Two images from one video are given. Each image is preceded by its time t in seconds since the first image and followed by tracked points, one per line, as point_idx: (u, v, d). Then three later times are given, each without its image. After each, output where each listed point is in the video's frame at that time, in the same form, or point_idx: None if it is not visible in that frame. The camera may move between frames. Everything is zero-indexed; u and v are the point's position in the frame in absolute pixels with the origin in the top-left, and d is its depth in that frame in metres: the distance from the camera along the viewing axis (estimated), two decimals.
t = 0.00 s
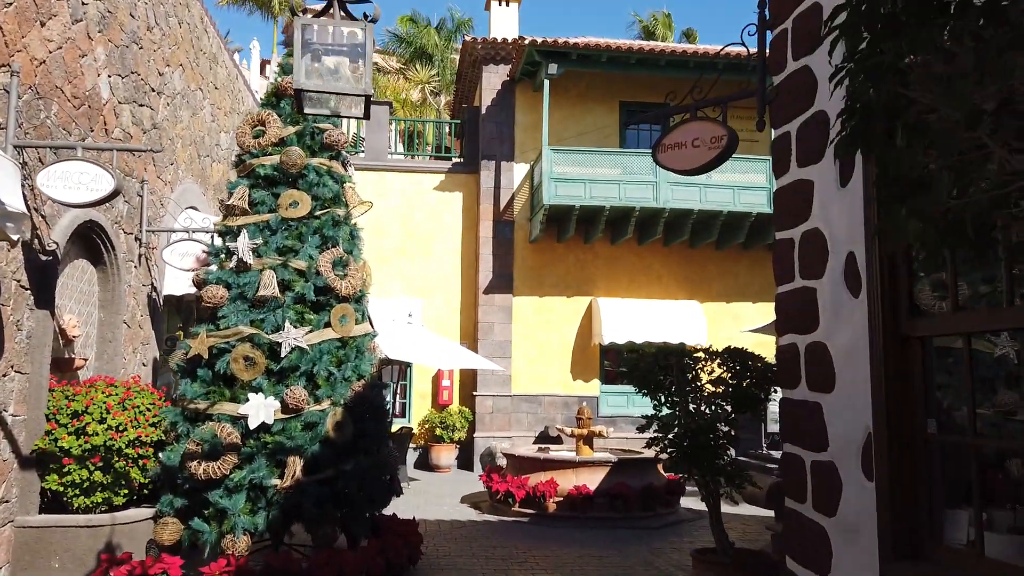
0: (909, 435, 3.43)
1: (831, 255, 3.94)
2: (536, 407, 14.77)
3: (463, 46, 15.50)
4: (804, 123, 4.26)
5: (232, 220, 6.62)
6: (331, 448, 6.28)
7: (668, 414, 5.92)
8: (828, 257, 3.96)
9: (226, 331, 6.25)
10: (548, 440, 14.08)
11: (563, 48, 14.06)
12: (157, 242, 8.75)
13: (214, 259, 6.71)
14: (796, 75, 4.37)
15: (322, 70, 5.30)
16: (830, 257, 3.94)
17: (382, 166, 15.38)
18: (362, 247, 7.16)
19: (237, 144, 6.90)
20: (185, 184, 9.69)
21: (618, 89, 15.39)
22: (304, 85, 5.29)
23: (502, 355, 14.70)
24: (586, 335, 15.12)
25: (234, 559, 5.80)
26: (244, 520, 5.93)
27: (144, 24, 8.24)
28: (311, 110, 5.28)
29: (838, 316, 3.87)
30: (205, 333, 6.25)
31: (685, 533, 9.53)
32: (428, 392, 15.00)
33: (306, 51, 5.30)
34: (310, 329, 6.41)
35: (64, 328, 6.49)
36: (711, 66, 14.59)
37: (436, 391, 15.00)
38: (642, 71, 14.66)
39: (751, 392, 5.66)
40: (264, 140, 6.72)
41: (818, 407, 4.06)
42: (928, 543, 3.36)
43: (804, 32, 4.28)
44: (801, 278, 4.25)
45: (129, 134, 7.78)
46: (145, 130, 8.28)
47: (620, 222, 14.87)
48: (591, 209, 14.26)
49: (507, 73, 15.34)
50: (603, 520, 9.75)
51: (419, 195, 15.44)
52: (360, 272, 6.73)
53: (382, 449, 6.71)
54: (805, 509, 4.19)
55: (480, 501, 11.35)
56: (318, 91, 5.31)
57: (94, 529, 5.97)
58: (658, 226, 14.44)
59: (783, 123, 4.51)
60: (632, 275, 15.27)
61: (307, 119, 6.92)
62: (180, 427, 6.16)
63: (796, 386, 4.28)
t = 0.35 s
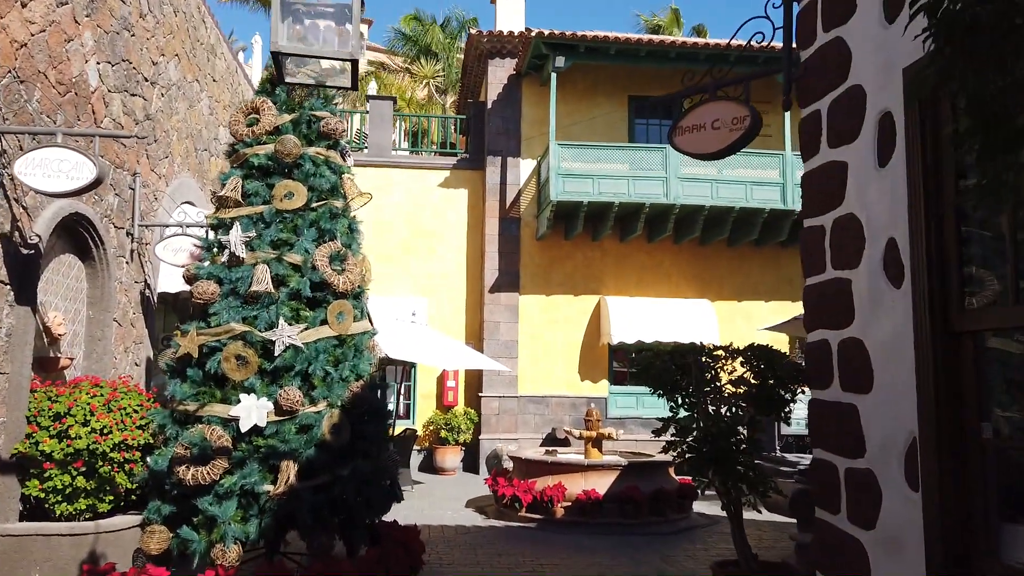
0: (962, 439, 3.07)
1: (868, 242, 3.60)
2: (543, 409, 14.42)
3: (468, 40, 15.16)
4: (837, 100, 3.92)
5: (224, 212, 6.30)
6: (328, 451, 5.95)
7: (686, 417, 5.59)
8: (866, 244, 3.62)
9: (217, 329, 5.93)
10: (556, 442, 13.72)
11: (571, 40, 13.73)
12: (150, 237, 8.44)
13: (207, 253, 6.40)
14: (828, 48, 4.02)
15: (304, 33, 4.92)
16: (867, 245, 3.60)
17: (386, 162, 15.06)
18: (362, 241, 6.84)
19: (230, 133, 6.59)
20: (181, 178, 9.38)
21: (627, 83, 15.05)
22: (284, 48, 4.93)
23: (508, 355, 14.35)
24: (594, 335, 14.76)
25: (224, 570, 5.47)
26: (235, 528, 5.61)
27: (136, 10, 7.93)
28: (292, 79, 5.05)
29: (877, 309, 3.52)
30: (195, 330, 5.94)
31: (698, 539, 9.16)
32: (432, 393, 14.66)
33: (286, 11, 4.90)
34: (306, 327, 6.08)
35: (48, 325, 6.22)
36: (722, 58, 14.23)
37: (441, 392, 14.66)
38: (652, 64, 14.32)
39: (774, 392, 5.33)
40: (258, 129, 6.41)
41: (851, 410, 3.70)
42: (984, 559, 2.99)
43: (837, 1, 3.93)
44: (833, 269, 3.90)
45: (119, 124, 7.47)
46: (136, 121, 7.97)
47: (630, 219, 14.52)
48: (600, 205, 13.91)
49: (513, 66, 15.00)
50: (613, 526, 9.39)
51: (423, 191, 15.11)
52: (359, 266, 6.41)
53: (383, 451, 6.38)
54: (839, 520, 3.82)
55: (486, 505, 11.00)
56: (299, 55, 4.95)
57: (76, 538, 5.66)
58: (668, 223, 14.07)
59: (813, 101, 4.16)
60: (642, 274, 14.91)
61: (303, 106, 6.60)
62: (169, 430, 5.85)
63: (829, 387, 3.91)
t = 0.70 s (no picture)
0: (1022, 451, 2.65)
1: (907, 231, 3.19)
2: (549, 412, 14.08)
3: (472, 35, 14.84)
4: (870, 75, 3.51)
5: (212, 207, 5.97)
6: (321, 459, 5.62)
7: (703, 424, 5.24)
8: (904, 233, 3.21)
9: (203, 330, 5.60)
10: (562, 447, 13.38)
11: (577, 35, 13.40)
12: (140, 236, 8.14)
13: (194, 251, 6.07)
14: (860, 19, 3.61)
15: None
16: (907, 234, 3.19)
17: (388, 160, 14.76)
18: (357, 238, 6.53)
19: (219, 124, 6.27)
20: (173, 175, 9.09)
21: (634, 79, 14.71)
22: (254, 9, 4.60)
23: (513, 357, 14.01)
24: (601, 336, 14.41)
25: None
26: (221, 542, 5.27)
27: None
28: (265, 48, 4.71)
29: (919, 304, 3.12)
30: (181, 332, 5.62)
31: (710, 549, 8.80)
32: (436, 397, 14.34)
33: None
34: (297, 328, 5.75)
35: (29, 326, 5.92)
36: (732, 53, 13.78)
37: (445, 396, 14.34)
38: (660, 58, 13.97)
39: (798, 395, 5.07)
40: (248, 119, 6.08)
41: (889, 414, 3.28)
42: None
43: None
44: (867, 262, 3.50)
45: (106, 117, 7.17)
46: (125, 115, 7.67)
47: (637, 218, 14.16)
48: (607, 204, 13.55)
49: (518, 62, 14.68)
50: (621, 535, 9.03)
51: (426, 190, 14.80)
52: (354, 264, 6.09)
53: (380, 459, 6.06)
54: (877, 539, 3.41)
55: (490, 512, 10.66)
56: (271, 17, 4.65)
57: (54, 552, 5.43)
58: (677, 221, 13.70)
59: (841, 80, 3.76)
60: (650, 274, 14.57)
61: (296, 96, 6.26)
62: (153, 436, 5.55)
63: (863, 391, 3.50)
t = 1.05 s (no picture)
0: None
1: (967, 206, 2.32)
2: (556, 412, 13.72)
3: (478, 26, 14.51)
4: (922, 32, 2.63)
5: (203, 194, 5.65)
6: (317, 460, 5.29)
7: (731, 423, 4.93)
8: (964, 209, 2.35)
9: (193, 323, 5.29)
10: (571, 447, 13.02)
11: (585, 24, 13.06)
12: (133, 227, 7.83)
13: (184, 240, 5.75)
14: None
15: None
16: (966, 210, 2.33)
17: (392, 155, 14.45)
18: (357, 228, 6.21)
19: (210, 107, 5.95)
20: (169, 166, 8.80)
21: (643, 70, 14.36)
22: None
23: (520, 355, 13.67)
24: (610, 335, 14.05)
25: None
26: (210, 548, 4.94)
27: None
28: None
29: (982, 291, 2.24)
30: (169, 325, 5.30)
31: (726, 554, 8.44)
32: (441, 396, 14.02)
33: None
34: (292, 321, 5.43)
35: (11, 321, 5.56)
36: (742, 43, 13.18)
37: (450, 395, 14.01)
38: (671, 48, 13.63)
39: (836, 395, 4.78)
40: (241, 102, 5.76)
41: (943, 412, 2.41)
42: None
43: None
44: (914, 246, 2.61)
45: (95, 102, 6.87)
46: (115, 101, 7.37)
47: (647, 213, 13.80)
48: (616, 198, 13.18)
49: (524, 54, 14.34)
50: (634, 540, 8.67)
51: (431, 184, 14.46)
52: (353, 254, 5.76)
53: (381, 460, 5.72)
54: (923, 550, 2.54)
55: (496, 515, 10.31)
56: None
57: (33, 559, 5.14)
58: (689, 216, 13.33)
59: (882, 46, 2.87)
60: (660, 270, 14.21)
61: (292, 77, 5.94)
62: (139, 436, 5.24)
63: (909, 384, 2.61)
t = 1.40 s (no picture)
0: None
1: None
2: (559, 413, 13.38)
3: (478, 18, 14.18)
4: None
5: (185, 183, 5.32)
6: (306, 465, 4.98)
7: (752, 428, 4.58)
8: None
9: (173, 319, 4.96)
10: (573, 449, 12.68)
11: (588, 14, 12.72)
12: (117, 220, 7.52)
13: (166, 232, 5.43)
14: None
15: None
16: None
17: (390, 150, 14.11)
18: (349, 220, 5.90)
19: (194, 91, 5.61)
20: (158, 159, 8.48)
21: (647, 64, 14.03)
22: None
23: (521, 355, 13.33)
24: (614, 334, 13.71)
25: None
26: (189, 560, 4.62)
27: None
28: None
29: None
30: (148, 322, 4.98)
31: (736, 562, 8.09)
32: (440, 397, 13.68)
33: None
34: (279, 317, 5.10)
35: None
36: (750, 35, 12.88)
37: (449, 396, 13.68)
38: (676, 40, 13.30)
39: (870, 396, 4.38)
40: (226, 85, 5.43)
41: (1005, 428, 1.76)
42: None
43: None
44: (962, 229, 1.93)
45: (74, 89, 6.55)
46: (97, 88, 7.05)
47: (651, 210, 13.47)
48: (620, 193, 12.83)
49: (526, 46, 14.01)
50: (639, 546, 8.33)
51: (431, 180, 14.12)
52: (345, 247, 5.44)
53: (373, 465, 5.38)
54: None
55: (496, 520, 9.98)
56: None
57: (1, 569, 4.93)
58: (694, 212, 12.98)
59: None
60: (665, 268, 13.88)
61: (280, 59, 5.60)
62: (114, 440, 4.92)
63: (955, 384, 1.94)
